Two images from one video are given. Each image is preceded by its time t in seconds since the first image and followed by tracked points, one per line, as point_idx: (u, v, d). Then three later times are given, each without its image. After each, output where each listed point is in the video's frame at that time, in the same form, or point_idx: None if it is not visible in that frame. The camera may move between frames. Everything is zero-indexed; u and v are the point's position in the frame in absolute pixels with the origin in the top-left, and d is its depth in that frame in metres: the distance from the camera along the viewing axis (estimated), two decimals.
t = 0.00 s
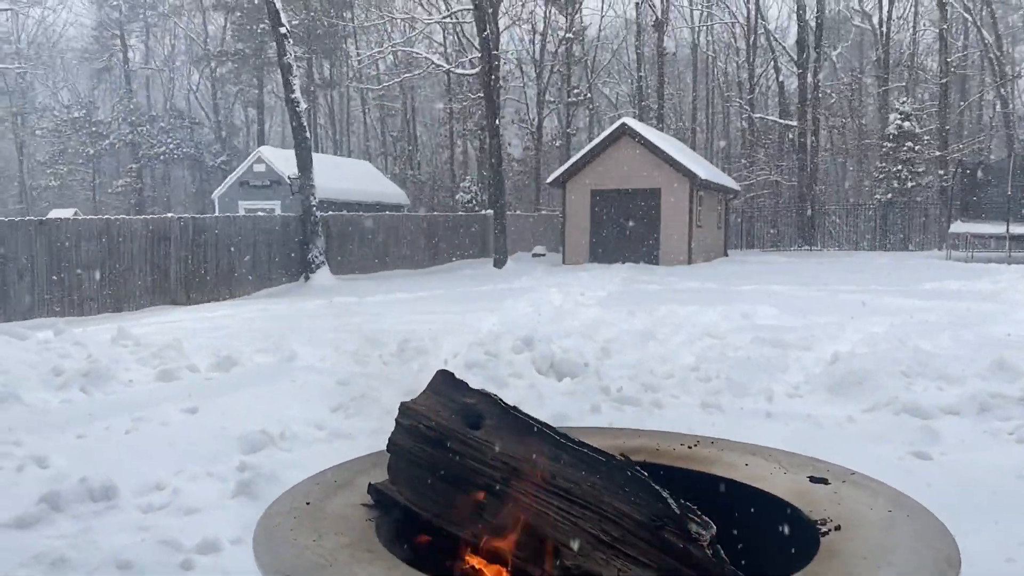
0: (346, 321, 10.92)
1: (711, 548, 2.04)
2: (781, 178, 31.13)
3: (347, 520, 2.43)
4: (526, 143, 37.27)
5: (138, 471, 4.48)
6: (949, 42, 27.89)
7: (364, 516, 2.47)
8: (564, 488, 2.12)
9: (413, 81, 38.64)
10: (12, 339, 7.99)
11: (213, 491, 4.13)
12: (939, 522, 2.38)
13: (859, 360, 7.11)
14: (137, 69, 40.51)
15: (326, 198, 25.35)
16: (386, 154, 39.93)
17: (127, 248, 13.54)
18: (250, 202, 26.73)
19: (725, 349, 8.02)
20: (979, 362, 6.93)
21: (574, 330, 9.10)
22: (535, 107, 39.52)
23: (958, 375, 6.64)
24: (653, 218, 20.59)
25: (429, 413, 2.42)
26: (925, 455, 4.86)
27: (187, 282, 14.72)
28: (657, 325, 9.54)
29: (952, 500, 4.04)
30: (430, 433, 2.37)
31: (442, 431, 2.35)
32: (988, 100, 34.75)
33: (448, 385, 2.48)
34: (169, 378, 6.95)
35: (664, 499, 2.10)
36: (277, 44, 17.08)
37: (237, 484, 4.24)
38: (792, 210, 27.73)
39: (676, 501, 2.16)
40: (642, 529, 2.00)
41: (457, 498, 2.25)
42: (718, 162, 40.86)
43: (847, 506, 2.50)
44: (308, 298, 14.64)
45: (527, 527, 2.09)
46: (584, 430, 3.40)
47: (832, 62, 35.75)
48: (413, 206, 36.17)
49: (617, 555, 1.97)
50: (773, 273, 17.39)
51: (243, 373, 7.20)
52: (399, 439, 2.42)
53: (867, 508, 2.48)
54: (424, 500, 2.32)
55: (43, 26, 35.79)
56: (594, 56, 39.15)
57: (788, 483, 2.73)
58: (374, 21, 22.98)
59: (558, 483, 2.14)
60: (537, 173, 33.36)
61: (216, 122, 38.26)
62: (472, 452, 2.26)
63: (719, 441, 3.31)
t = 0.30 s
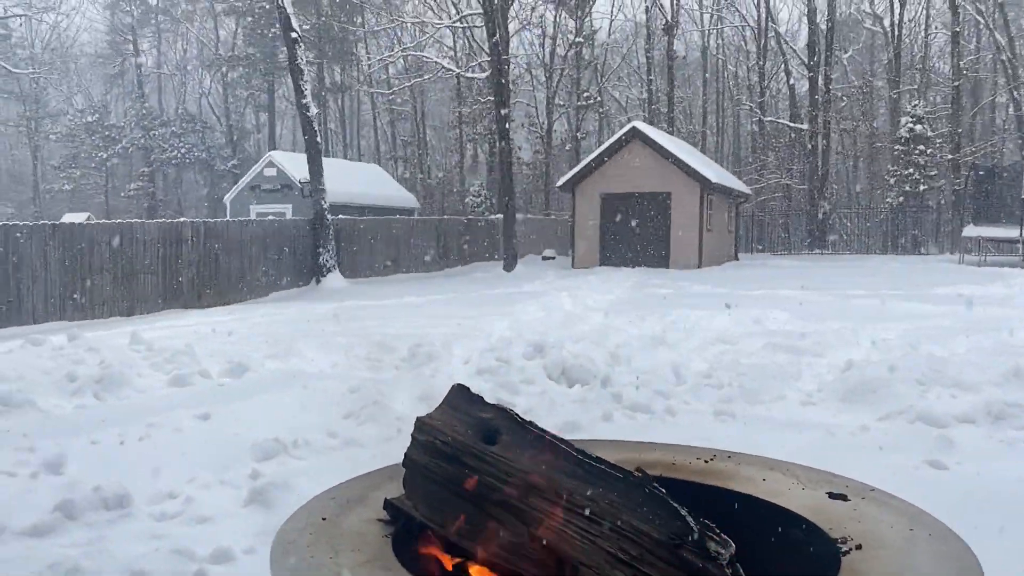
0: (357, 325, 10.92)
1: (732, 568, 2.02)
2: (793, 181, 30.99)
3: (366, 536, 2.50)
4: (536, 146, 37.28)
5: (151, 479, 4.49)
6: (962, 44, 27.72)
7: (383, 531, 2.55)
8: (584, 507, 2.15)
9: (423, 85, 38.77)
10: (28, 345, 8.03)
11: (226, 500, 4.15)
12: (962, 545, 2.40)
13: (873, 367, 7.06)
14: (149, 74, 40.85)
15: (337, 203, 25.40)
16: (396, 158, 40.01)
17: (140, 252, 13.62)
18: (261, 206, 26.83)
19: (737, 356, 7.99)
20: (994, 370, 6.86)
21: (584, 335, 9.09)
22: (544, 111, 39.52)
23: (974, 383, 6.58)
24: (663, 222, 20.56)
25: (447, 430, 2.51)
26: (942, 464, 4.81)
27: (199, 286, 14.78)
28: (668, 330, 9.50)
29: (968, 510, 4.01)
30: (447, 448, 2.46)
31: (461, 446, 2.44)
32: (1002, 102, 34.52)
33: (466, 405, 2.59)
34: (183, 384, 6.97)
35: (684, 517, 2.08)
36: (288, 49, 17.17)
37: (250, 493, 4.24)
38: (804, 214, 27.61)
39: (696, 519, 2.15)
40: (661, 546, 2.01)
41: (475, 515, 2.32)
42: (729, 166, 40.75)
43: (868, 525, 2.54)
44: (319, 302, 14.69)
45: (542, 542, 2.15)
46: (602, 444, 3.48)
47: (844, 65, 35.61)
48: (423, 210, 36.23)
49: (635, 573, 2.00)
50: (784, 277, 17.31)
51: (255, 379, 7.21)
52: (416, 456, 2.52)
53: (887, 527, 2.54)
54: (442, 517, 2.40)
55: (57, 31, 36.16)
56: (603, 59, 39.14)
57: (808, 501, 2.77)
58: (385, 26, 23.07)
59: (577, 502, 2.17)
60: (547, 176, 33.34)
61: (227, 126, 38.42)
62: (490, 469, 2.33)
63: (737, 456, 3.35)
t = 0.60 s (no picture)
0: (369, 330, 10.93)
1: None
2: (804, 185, 30.87)
3: (382, 553, 2.49)
4: (547, 150, 37.34)
5: (164, 486, 4.50)
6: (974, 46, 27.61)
7: (398, 549, 2.53)
8: (604, 526, 2.16)
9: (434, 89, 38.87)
10: (43, 350, 8.06)
11: (241, 508, 4.16)
12: (987, 564, 2.38)
13: (887, 374, 7.02)
14: (162, 79, 41.12)
15: (347, 207, 25.47)
16: (407, 162, 40.12)
17: (152, 256, 13.67)
18: (272, 210, 26.91)
19: (749, 362, 7.96)
20: (1011, 379, 6.80)
21: (596, 340, 9.08)
22: (555, 114, 39.54)
23: (990, 391, 6.54)
24: (674, 226, 20.51)
25: (466, 446, 2.48)
26: (960, 474, 4.78)
27: (211, 289, 14.84)
28: (680, 335, 9.49)
29: (987, 520, 3.98)
30: (464, 462, 2.43)
31: (480, 464, 2.42)
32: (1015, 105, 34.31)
33: (484, 419, 2.57)
34: (196, 390, 6.98)
35: (703, 534, 2.15)
36: (300, 53, 17.23)
37: (264, 502, 4.24)
38: (816, 217, 27.49)
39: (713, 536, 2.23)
40: (680, 565, 2.07)
41: (491, 532, 2.29)
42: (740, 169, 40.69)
43: (890, 544, 2.52)
44: (331, 305, 14.72)
45: (562, 560, 2.14)
46: (618, 457, 3.48)
47: (855, 67, 35.48)
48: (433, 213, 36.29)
49: None
50: (797, 281, 17.23)
51: (267, 384, 7.23)
52: (433, 470, 2.49)
53: (907, 544, 2.52)
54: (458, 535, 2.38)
55: (72, 37, 36.46)
56: (614, 63, 39.15)
57: (828, 517, 2.75)
58: (396, 30, 23.12)
59: (595, 520, 2.19)
60: (558, 180, 33.34)
61: (240, 130, 38.61)
62: (509, 487, 2.32)
63: (754, 470, 3.35)
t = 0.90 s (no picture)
0: (380, 334, 10.93)
1: None
2: (816, 188, 30.77)
3: (400, 570, 2.48)
4: (557, 154, 37.37)
5: (179, 493, 4.52)
6: (988, 49, 27.42)
7: (416, 565, 2.52)
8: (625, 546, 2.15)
9: (444, 93, 38.96)
10: (58, 355, 8.11)
11: (256, 516, 4.17)
12: None
13: (903, 381, 6.96)
14: (174, 83, 41.39)
15: (358, 210, 25.53)
16: (417, 165, 40.21)
17: (165, 259, 13.75)
18: (284, 214, 27.02)
19: (762, 368, 7.92)
20: None
21: (608, 345, 9.04)
22: (565, 118, 39.53)
23: (1008, 398, 6.47)
24: (685, 230, 20.44)
25: (484, 462, 2.45)
26: (979, 485, 4.73)
27: (223, 292, 14.91)
28: (693, 340, 9.44)
29: (1008, 534, 3.93)
30: (482, 480, 2.42)
31: (498, 481, 2.40)
32: None
33: (502, 433, 2.55)
34: (209, 396, 7.00)
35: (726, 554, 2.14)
36: (311, 58, 17.25)
37: (278, 509, 4.24)
38: (828, 221, 27.36)
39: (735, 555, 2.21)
40: None
41: (511, 550, 2.29)
42: (751, 172, 40.57)
43: (915, 563, 2.50)
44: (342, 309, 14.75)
45: None
46: (640, 469, 3.46)
47: (867, 70, 35.30)
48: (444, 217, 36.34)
49: None
50: (810, 286, 17.14)
51: (278, 390, 7.24)
52: (450, 487, 2.47)
53: (931, 563, 2.49)
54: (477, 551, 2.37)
55: (85, 42, 36.77)
56: (624, 67, 39.12)
57: (851, 534, 2.73)
58: (406, 34, 23.15)
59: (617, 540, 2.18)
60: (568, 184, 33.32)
61: (251, 134, 38.79)
62: (529, 505, 2.31)
63: (778, 485, 3.33)
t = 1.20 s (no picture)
0: (392, 338, 10.95)
1: None
2: (829, 191, 30.65)
3: None
4: (569, 157, 37.40)
5: (194, 500, 4.53)
6: (1002, 50, 27.24)
7: None
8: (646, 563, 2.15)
9: (455, 97, 39.04)
10: (72, 361, 8.15)
11: (270, 523, 4.18)
12: None
13: (920, 389, 6.91)
14: (187, 87, 41.65)
15: (369, 214, 25.59)
16: (429, 168, 40.30)
17: (178, 262, 13.80)
18: (296, 217, 27.12)
19: (776, 374, 7.87)
20: None
21: (620, 351, 9.01)
22: (576, 121, 39.53)
23: None
24: (697, 232, 20.37)
25: (501, 476, 2.44)
26: (999, 495, 4.68)
27: (236, 296, 14.96)
28: (706, 346, 9.40)
29: None
30: (500, 496, 2.40)
31: (516, 496, 2.40)
32: None
33: (519, 447, 2.53)
34: (222, 401, 7.02)
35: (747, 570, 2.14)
36: (323, 62, 17.29)
37: (291, 517, 4.25)
38: (840, 224, 27.22)
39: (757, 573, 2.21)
40: None
41: (531, 567, 2.28)
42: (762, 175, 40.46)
43: None
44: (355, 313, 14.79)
45: None
46: (657, 482, 3.45)
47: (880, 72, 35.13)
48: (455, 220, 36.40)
49: None
50: (822, 290, 17.06)
51: (291, 395, 7.24)
52: (468, 501, 2.46)
53: None
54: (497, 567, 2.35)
55: (100, 46, 37.06)
56: (635, 69, 39.11)
57: (871, 550, 2.72)
58: (418, 37, 23.21)
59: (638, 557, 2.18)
60: (579, 187, 33.33)
61: (264, 138, 38.98)
62: (548, 522, 2.30)
63: (796, 498, 3.32)
